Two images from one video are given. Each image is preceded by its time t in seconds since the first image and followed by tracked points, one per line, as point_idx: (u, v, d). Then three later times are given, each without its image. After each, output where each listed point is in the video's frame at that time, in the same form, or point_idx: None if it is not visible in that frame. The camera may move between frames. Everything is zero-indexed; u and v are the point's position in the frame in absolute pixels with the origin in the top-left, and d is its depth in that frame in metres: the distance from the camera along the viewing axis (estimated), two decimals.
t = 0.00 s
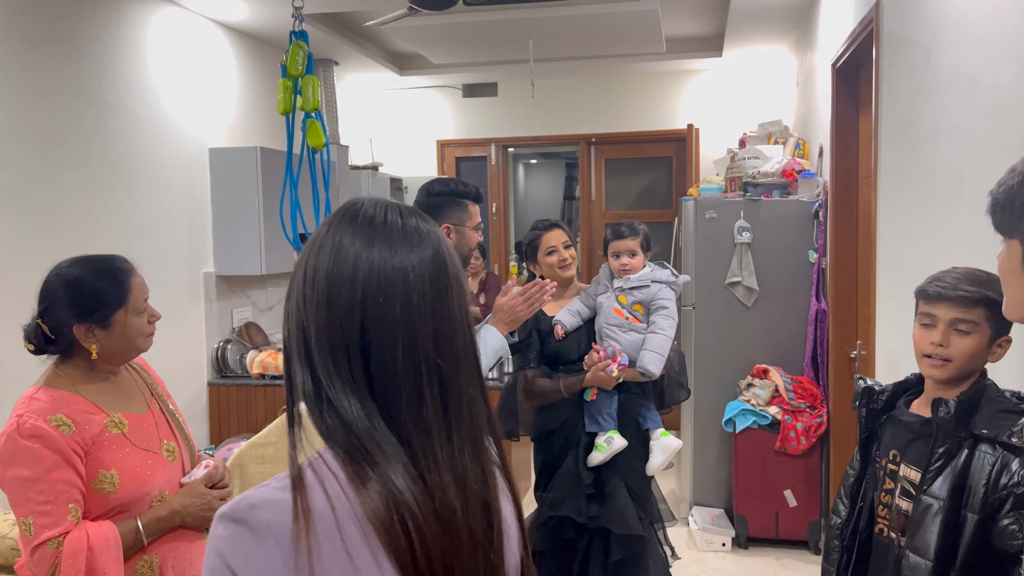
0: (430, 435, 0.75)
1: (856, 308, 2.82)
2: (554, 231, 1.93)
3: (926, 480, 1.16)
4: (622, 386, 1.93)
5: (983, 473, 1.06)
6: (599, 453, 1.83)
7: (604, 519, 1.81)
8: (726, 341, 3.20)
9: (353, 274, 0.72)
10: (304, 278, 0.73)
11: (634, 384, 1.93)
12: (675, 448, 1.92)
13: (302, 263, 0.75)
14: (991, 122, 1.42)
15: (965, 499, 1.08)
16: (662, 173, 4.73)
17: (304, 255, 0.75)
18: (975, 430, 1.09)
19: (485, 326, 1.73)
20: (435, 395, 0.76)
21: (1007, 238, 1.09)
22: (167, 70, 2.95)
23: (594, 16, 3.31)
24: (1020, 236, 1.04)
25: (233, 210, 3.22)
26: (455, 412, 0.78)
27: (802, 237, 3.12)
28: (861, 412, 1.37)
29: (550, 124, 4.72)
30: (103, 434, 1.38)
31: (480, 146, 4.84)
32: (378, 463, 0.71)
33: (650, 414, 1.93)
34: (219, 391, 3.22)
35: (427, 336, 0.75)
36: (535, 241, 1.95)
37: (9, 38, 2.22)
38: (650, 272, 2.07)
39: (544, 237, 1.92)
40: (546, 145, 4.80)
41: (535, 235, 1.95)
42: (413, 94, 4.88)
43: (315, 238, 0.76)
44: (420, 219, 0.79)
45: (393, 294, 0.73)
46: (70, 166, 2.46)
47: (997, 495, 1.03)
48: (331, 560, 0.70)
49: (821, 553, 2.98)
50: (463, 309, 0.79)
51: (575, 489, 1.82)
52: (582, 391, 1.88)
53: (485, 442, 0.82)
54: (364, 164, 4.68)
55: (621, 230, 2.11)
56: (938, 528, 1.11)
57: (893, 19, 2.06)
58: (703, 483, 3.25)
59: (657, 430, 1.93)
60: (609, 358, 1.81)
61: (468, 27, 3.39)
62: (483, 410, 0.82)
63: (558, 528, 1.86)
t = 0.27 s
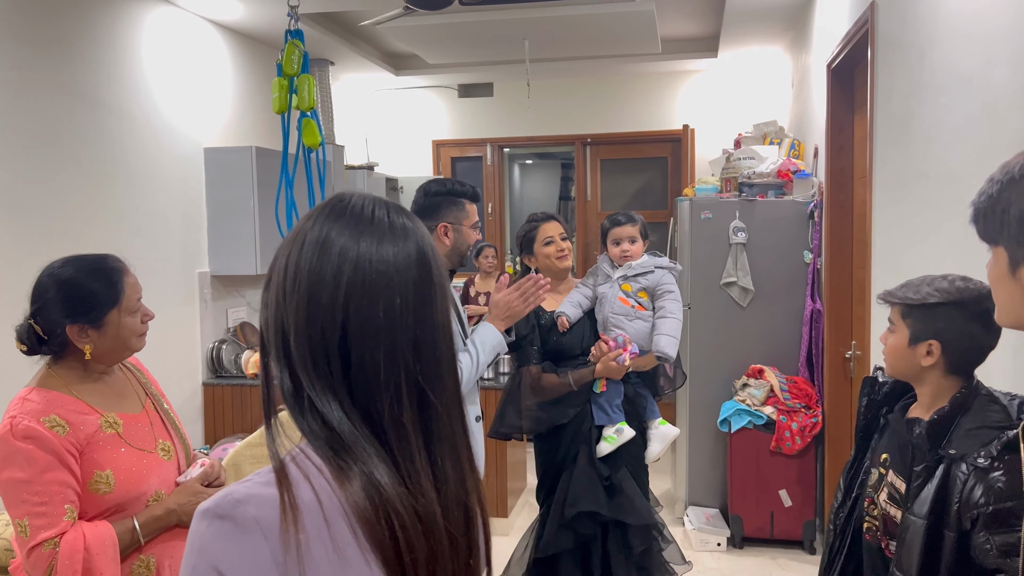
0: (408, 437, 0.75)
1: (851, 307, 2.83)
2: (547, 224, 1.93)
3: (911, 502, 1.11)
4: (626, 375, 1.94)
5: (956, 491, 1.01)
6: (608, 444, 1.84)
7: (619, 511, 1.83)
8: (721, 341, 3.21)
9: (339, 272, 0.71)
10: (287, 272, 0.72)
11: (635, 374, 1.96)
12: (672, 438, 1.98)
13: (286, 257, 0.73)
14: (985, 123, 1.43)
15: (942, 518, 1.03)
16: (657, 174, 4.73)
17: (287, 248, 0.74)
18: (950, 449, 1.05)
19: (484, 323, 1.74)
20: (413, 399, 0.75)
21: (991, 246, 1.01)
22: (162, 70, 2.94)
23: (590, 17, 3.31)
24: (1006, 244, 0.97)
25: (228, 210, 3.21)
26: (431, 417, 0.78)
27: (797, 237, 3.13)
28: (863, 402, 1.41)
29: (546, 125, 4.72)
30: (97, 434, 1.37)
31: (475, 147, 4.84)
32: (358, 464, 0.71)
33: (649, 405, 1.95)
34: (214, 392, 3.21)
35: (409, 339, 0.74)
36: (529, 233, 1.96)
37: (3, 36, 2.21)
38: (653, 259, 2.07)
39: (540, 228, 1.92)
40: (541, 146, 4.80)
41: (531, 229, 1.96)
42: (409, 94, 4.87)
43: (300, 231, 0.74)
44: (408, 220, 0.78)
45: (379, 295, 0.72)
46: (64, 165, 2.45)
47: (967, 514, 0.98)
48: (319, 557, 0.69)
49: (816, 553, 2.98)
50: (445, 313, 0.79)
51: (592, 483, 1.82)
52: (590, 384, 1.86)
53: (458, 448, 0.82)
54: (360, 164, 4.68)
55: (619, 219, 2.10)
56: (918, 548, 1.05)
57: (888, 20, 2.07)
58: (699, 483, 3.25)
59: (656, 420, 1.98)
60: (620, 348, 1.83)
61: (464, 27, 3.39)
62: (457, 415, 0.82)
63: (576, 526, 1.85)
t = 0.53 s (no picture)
0: (400, 439, 0.74)
1: (847, 309, 2.85)
2: (550, 232, 1.90)
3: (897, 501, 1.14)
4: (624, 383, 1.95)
5: (939, 491, 1.04)
6: (611, 451, 1.84)
7: (626, 514, 1.83)
8: (718, 343, 3.21)
9: (330, 276, 0.69)
10: (269, 282, 0.69)
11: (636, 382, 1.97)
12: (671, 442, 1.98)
13: (266, 265, 0.70)
14: (981, 125, 1.44)
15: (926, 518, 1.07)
16: (653, 175, 4.74)
17: (268, 256, 0.71)
18: (929, 450, 1.10)
19: (483, 333, 1.75)
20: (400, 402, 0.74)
21: (990, 252, 1.02)
22: (158, 69, 2.93)
23: (587, 18, 3.31)
24: (1004, 249, 0.97)
25: (224, 211, 3.20)
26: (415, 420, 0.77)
27: (793, 239, 3.14)
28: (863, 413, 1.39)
29: (542, 126, 4.72)
30: (94, 435, 1.36)
31: (472, 147, 4.84)
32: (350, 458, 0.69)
33: (647, 408, 1.95)
34: (209, 392, 3.20)
35: (400, 342, 0.73)
36: (533, 243, 1.92)
37: None
38: (654, 269, 2.06)
39: (543, 237, 1.89)
40: (538, 146, 4.80)
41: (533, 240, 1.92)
42: (405, 95, 4.87)
43: (281, 238, 0.71)
44: (391, 225, 0.76)
45: (372, 299, 0.70)
46: (60, 166, 2.44)
47: (948, 515, 1.03)
48: (343, 544, 0.67)
49: (812, 554, 2.99)
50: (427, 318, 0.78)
51: (596, 488, 1.82)
52: (591, 391, 1.87)
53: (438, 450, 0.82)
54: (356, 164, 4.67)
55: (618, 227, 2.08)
56: (903, 546, 1.09)
57: (885, 22, 2.08)
58: (695, 484, 3.25)
59: (653, 424, 1.98)
60: (621, 357, 1.84)
61: (461, 28, 3.38)
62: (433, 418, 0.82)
63: (584, 531, 1.83)
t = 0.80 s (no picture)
0: (336, 457, 0.70)
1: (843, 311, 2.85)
2: (545, 231, 1.93)
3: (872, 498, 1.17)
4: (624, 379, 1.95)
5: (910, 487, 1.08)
6: (610, 445, 1.84)
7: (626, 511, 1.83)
8: (714, 345, 3.21)
9: (267, 275, 0.68)
10: (214, 276, 0.69)
11: (632, 375, 1.96)
12: (668, 438, 1.99)
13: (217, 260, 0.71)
14: (977, 128, 1.44)
15: (900, 513, 1.10)
16: (649, 177, 4.74)
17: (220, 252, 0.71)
18: (897, 447, 1.13)
19: (484, 322, 1.73)
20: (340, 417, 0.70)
21: (987, 255, 1.01)
22: (153, 70, 2.92)
23: (585, 20, 3.32)
24: (1003, 252, 0.97)
25: (220, 213, 3.19)
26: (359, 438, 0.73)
27: (789, 241, 3.14)
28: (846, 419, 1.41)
29: (539, 128, 4.72)
30: (88, 437, 1.35)
31: (468, 149, 4.84)
32: (270, 469, 0.66)
33: (646, 404, 1.93)
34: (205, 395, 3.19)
35: (333, 354, 0.69)
36: (528, 243, 1.93)
37: None
38: (649, 265, 2.07)
39: (540, 236, 1.91)
40: (534, 148, 4.80)
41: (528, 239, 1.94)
42: (402, 96, 4.86)
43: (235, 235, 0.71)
44: (350, 230, 0.73)
45: (302, 304, 0.68)
46: (56, 167, 2.43)
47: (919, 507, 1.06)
48: (224, 556, 0.65)
49: (808, 555, 2.99)
50: (382, 330, 0.73)
51: (596, 485, 1.81)
52: (590, 385, 1.86)
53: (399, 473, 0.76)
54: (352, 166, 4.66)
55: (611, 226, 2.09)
56: (878, 543, 1.12)
57: (880, 25, 2.09)
58: (691, 486, 3.25)
59: (652, 421, 1.98)
60: (618, 351, 1.83)
61: (458, 29, 3.38)
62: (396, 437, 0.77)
63: (584, 529, 1.83)
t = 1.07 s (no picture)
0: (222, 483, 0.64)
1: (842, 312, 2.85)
2: (542, 238, 1.90)
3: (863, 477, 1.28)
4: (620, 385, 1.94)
5: (894, 458, 1.20)
6: (608, 453, 1.83)
7: (622, 516, 1.82)
8: (712, 347, 3.21)
9: (152, 285, 0.65)
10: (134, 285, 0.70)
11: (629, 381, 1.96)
12: (667, 443, 1.99)
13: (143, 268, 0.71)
14: (976, 130, 1.44)
15: (888, 487, 1.22)
16: (646, 180, 4.74)
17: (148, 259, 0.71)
18: (880, 421, 1.27)
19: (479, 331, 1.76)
20: (230, 439, 0.65)
21: (989, 254, 1.00)
22: (150, 71, 2.92)
23: (583, 22, 3.32)
24: (1006, 252, 0.96)
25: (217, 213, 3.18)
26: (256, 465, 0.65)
27: (787, 243, 3.14)
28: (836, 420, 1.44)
29: (537, 129, 4.72)
30: (85, 437, 1.35)
31: (466, 151, 4.84)
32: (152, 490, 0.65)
33: (643, 410, 1.94)
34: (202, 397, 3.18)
35: (205, 373, 0.64)
36: (525, 249, 1.91)
37: None
38: (642, 269, 2.06)
39: (536, 244, 1.89)
40: (532, 150, 4.80)
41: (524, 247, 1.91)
42: (399, 98, 4.86)
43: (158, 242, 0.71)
44: (243, 228, 0.67)
45: (174, 320, 0.64)
46: (52, 167, 2.42)
47: (901, 476, 1.18)
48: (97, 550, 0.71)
49: (806, 558, 2.99)
50: (270, 346, 0.64)
51: (593, 490, 1.81)
52: (584, 393, 1.86)
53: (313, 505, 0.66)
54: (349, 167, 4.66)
55: (606, 230, 2.09)
56: (871, 517, 1.24)
57: (878, 27, 2.08)
58: (689, 488, 3.25)
59: (650, 426, 1.98)
60: (614, 358, 1.83)
61: (456, 31, 3.38)
62: (315, 464, 0.67)
63: (581, 533, 1.82)
